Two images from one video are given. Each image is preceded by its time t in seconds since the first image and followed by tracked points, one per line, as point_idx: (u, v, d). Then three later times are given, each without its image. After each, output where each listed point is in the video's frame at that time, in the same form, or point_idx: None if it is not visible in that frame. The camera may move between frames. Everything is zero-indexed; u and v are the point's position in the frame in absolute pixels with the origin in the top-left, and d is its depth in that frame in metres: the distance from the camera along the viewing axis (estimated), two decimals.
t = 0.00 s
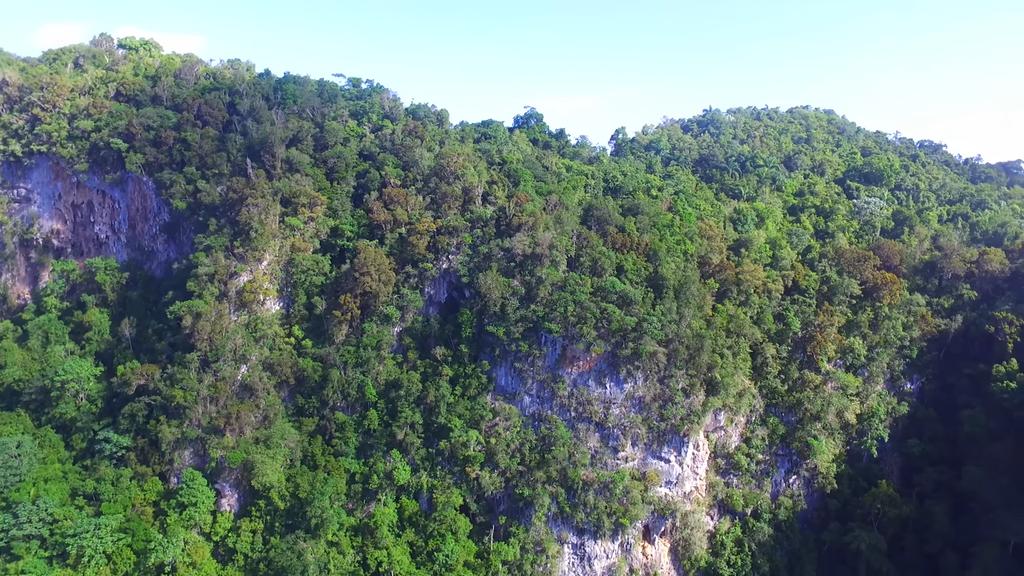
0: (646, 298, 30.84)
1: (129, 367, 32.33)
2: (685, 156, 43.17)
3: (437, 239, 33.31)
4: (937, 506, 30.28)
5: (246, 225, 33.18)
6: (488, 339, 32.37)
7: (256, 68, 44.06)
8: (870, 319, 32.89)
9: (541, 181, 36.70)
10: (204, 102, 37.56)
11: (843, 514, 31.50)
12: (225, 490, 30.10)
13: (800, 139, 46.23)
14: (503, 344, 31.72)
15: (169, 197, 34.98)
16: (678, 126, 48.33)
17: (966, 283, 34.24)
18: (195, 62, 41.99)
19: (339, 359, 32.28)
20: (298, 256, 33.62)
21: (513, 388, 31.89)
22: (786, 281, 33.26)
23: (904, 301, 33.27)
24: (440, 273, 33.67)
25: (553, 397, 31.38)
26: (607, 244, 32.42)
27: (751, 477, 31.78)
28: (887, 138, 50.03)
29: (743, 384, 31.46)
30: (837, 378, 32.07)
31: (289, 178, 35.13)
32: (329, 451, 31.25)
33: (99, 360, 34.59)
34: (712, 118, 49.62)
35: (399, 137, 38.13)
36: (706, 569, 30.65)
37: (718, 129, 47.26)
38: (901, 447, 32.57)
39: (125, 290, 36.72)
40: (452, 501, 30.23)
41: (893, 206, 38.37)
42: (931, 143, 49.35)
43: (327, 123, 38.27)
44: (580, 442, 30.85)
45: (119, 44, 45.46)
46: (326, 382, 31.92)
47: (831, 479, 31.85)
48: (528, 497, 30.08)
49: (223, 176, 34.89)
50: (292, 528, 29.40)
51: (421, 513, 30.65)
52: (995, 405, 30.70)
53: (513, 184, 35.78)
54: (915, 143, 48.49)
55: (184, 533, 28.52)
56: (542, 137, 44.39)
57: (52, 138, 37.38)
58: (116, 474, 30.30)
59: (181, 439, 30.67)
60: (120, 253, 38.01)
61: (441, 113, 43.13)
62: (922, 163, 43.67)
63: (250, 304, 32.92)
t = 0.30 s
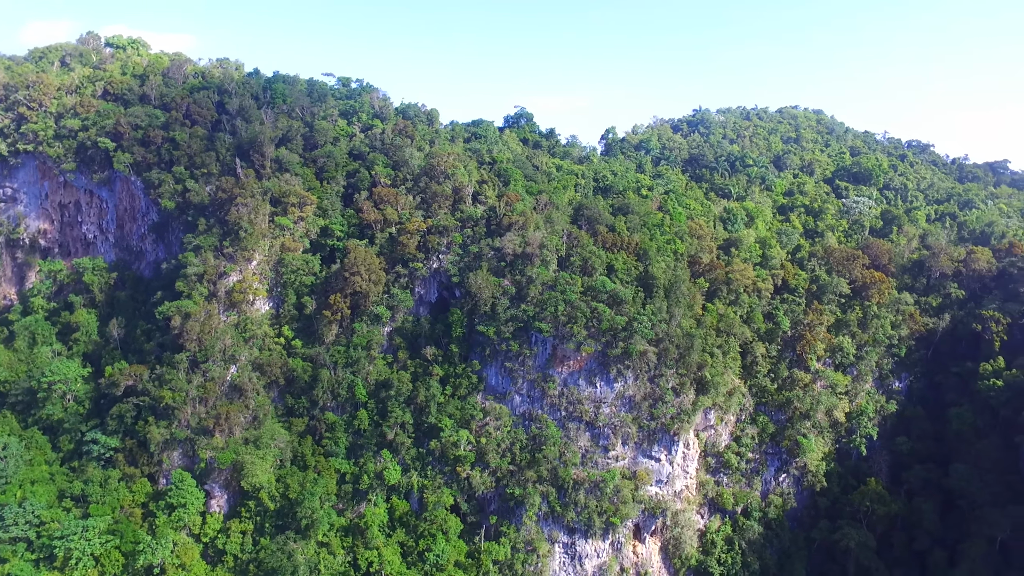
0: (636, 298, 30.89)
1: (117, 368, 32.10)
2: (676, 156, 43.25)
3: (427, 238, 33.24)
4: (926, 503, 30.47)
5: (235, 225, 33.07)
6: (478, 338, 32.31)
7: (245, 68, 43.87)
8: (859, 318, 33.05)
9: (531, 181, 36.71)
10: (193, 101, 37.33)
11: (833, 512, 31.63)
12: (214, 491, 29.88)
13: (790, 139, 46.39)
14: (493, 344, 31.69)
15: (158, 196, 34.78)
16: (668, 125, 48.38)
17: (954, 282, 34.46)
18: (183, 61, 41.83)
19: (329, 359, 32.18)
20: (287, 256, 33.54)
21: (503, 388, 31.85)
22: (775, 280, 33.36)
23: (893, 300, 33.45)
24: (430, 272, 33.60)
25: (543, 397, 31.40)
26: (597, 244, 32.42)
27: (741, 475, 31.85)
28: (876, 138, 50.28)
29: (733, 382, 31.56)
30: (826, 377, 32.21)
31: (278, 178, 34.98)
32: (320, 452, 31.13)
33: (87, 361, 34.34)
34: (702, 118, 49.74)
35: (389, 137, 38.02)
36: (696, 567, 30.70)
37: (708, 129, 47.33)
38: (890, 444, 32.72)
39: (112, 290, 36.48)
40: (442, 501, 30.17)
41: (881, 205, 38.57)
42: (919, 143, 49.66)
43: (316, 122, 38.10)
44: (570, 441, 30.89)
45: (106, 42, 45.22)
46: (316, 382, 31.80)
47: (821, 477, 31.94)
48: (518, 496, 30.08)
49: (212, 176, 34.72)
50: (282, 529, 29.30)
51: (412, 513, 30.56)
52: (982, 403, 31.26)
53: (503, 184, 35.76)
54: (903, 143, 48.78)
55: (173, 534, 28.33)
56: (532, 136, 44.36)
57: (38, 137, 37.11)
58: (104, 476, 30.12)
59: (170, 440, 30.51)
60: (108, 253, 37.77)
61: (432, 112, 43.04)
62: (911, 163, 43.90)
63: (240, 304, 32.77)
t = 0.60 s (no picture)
0: (623, 297, 30.97)
1: (101, 369, 31.79)
2: (663, 156, 43.38)
3: (414, 238, 33.17)
4: (911, 499, 30.72)
5: (221, 225, 32.90)
6: (465, 338, 32.28)
7: (231, 67, 43.64)
8: (845, 317, 33.25)
9: (518, 181, 36.75)
10: (178, 100, 37.07)
11: (818, 509, 31.84)
12: (200, 493, 29.65)
13: (775, 139, 46.66)
14: (480, 344, 31.67)
15: (142, 196, 34.50)
16: (655, 125, 48.44)
17: (938, 281, 34.77)
18: (168, 60, 41.75)
19: (316, 359, 32.04)
20: (274, 256, 33.38)
21: (491, 387, 31.83)
22: (761, 280, 33.51)
23: (878, 299, 33.71)
24: (417, 272, 33.53)
25: (531, 396, 31.40)
26: (584, 243, 32.45)
27: (728, 474, 32.00)
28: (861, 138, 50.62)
29: (720, 381, 31.65)
30: (812, 375, 32.38)
31: (264, 178, 34.80)
32: (306, 453, 31.00)
33: (70, 362, 33.99)
34: (689, 118, 49.89)
35: (376, 136, 37.91)
36: (684, 566, 30.79)
37: (694, 129, 47.46)
38: (875, 442, 32.98)
39: (96, 291, 36.16)
40: (430, 501, 30.13)
41: (866, 205, 38.86)
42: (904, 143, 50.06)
43: (302, 122, 37.92)
44: (558, 440, 30.89)
45: (89, 41, 44.94)
46: (303, 383, 31.67)
47: (807, 474, 32.09)
48: (506, 496, 30.06)
49: (197, 176, 34.52)
50: (268, 531, 29.17)
51: (399, 514, 30.47)
52: (964, 400, 31.69)
53: (490, 184, 35.73)
54: (888, 143, 49.15)
55: (158, 537, 28.12)
56: (519, 137, 44.35)
57: (20, 137, 36.74)
58: (88, 479, 29.79)
59: (155, 442, 30.23)
60: (91, 253, 37.45)
61: (419, 112, 42.95)
62: (896, 163, 44.26)
63: (225, 304, 32.57)
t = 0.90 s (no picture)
0: (605, 296, 31.03)
1: (79, 372, 31.38)
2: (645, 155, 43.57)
3: (396, 238, 33.03)
4: (890, 495, 31.02)
5: (201, 226, 32.57)
6: (448, 338, 32.21)
7: (210, 66, 43.26)
8: (825, 315, 33.51)
9: (500, 181, 36.73)
10: (156, 100, 36.67)
11: (799, 505, 32.15)
12: (180, 496, 29.33)
13: (756, 139, 46.97)
14: (462, 344, 31.61)
15: (120, 197, 34.10)
16: (637, 125, 48.50)
17: (916, 279, 35.15)
18: (146, 59, 41.25)
19: (297, 360, 31.80)
20: (254, 257, 33.10)
21: (473, 387, 31.79)
22: (743, 278, 33.70)
23: (857, 297, 34.03)
24: (399, 272, 33.40)
25: (513, 396, 31.38)
26: (566, 242, 32.47)
27: (710, 472, 32.17)
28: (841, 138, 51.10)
29: (702, 380, 31.79)
30: (793, 373, 32.59)
31: (244, 178, 34.51)
32: (288, 455, 30.80)
33: (47, 365, 33.55)
34: (669, 118, 49.82)
35: (357, 136, 37.72)
36: (667, 564, 30.88)
37: (676, 128, 47.58)
38: (854, 439, 33.32)
39: (73, 293, 35.72)
40: (413, 501, 30.07)
41: (845, 203, 39.22)
42: (883, 143, 50.63)
43: (283, 122, 37.63)
44: (541, 440, 30.87)
45: (65, 39, 44.36)
46: (284, 384, 31.45)
47: (789, 472, 32.34)
48: (489, 496, 30.04)
49: (176, 176, 34.17)
50: (250, 533, 28.87)
51: (382, 515, 30.39)
52: (942, 396, 32.06)
53: (472, 183, 35.69)
54: (867, 142, 49.68)
55: (138, 541, 27.75)
56: (500, 136, 44.29)
57: None
58: (66, 483, 29.38)
59: (134, 445, 29.77)
60: (68, 254, 37.00)
61: (400, 112, 42.78)
62: (874, 162, 44.78)
63: (205, 305, 32.27)
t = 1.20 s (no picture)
0: (585, 296, 31.08)
1: (53, 375, 30.91)
2: (625, 155, 43.73)
3: (376, 238, 32.89)
4: (868, 491, 31.38)
5: (178, 226, 32.26)
6: (428, 338, 32.13)
7: (186, 64, 42.84)
8: (804, 313, 33.78)
9: (480, 180, 36.69)
10: (132, 99, 36.23)
11: (779, 502, 32.38)
12: (158, 499, 29.05)
13: (735, 138, 47.29)
14: (443, 344, 31.54)
15: (95, 197, 33.65)
16: (616, 124, 48.53)
17: (893, 277, 35.55)
18: (120, 57, 40.79)
19: (277, 362, 31.54)
20: (232, 257, 32.84)
21: (454, 387, 31.70)
22: (722, 277, 33.90)
23: (835, 295, 34.35)
24: (379, 272, 33.26)
25: (495, 396, 31.34)
26: (547, 241, 32.47)
27: (691, 469, 32.30)
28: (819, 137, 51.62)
29: (682, 378, 31.90)
30: (773, 371, 32.82)
31: (222, 178, 34.19)
32: (268, 456, 30.56)
33: (20, 369, 33.01)
34: (648, 118, 49.87)
35: (336, 135, 37.51)
36: (649, 562, 30.97)
37: (655, 127, 47.71)
38: (833, 435, 33.62)
39: (47, 295, 35.20)
40: (395, 502, 29.98)
41: (823, 202, 39.59)
42: (860, 142, 51.20)
43: (261, 121, 37.33)
44: (522, 440, 30.87)
45: (37, 36, 43.73)
46: (264, 386, 31.23)
47: (768, 468, 32.57)
48: (471, 496, 29.97)
49: (152, 176, 33.78)
50: (230, 536, 28.64)
51: (363, 516, 30.23)
52: (919, 392, 32.50)
53: (452, 183, 35.65)
54: (844, 142, 50.24)
55: (115, 546, 27.43)
56: (480, 136, 44.22)
57: None
58: (40, 489, 28.81)
59: (111, 449, 29.41)
60: (42, 256, 36.43)
61: (380, 111, 42.54)
62: (852, 161, 45.30)
63: (183, 307, 31.95)
